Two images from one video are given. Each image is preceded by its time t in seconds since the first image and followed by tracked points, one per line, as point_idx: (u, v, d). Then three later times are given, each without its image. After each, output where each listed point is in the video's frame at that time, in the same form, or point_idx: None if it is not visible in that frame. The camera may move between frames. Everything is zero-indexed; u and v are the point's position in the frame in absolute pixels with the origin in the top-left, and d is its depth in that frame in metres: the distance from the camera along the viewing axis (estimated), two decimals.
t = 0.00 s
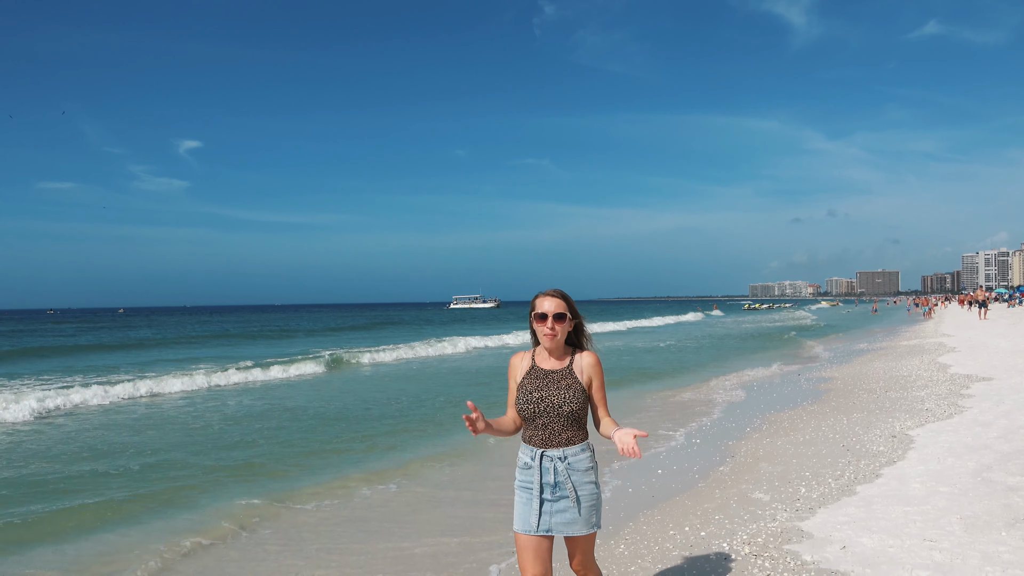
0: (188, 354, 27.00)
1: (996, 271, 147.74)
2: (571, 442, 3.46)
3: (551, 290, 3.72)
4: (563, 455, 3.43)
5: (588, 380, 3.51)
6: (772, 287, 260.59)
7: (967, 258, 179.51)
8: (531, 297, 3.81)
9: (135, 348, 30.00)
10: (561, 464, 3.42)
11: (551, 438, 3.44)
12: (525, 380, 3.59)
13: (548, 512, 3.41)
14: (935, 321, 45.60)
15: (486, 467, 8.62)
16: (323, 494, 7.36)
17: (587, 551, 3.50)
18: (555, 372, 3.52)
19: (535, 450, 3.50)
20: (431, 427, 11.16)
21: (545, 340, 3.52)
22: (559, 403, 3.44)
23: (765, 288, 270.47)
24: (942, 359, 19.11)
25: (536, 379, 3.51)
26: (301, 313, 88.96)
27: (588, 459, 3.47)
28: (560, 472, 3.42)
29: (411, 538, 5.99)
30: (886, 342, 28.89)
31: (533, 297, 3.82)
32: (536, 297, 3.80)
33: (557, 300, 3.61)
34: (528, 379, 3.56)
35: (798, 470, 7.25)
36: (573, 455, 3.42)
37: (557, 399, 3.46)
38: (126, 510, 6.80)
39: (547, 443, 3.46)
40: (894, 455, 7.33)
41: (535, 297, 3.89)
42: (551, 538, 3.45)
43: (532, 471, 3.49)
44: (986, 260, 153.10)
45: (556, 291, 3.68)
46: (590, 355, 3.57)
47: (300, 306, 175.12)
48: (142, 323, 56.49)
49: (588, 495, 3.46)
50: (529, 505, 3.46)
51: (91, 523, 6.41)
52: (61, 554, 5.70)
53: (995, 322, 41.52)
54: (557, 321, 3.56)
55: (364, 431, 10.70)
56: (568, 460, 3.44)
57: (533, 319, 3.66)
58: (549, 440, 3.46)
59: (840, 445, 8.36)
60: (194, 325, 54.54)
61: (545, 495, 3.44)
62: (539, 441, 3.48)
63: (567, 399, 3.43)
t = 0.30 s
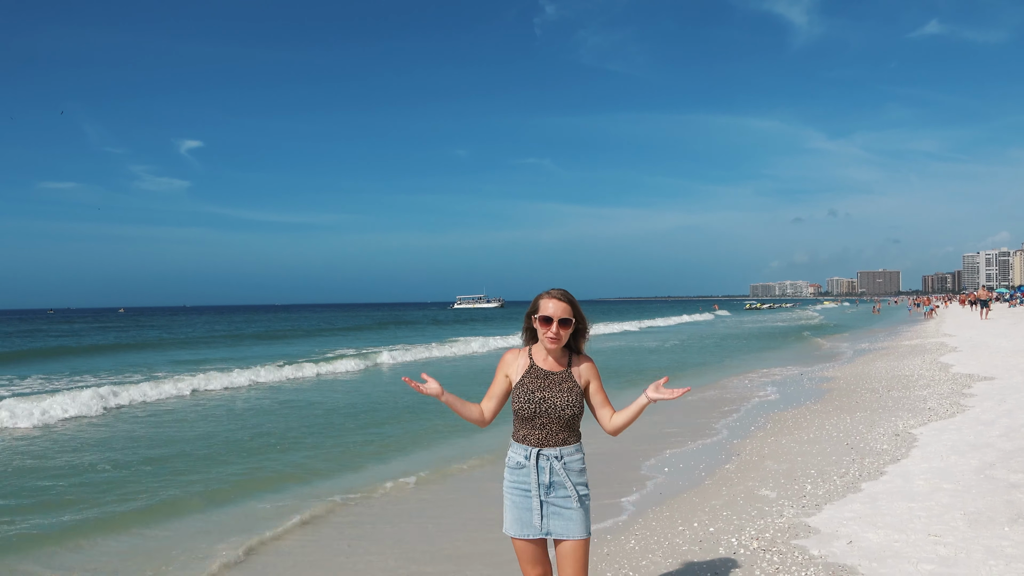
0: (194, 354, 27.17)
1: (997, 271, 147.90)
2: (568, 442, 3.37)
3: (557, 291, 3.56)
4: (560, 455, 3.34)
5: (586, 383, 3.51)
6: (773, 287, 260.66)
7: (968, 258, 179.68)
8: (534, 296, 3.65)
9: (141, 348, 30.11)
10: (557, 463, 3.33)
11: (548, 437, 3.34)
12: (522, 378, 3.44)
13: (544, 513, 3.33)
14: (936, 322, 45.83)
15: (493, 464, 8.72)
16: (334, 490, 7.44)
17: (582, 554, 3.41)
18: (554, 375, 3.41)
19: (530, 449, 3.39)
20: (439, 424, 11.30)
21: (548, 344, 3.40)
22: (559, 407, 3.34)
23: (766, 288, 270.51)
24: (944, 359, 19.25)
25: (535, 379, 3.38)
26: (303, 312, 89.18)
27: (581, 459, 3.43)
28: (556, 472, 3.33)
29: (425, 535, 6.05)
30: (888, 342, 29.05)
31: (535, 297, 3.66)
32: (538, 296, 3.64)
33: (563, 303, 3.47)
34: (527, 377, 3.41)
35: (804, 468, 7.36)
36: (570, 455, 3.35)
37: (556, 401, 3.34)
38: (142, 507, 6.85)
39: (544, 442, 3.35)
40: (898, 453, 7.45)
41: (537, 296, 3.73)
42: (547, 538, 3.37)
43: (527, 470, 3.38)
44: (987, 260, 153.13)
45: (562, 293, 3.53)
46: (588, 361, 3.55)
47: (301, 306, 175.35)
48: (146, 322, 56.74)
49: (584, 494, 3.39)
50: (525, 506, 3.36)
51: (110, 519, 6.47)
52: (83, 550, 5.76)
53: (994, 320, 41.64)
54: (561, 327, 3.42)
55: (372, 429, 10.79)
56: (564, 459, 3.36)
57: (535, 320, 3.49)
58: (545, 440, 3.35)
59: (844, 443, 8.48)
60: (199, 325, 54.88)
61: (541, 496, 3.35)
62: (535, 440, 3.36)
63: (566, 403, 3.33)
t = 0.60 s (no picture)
0: (199, 354, 27.32)
1: (998, 271, 147.97)
2: (564, 441, 3.29)
3: (558, 290, 3.55)
4: (554, 453, 3.28)
5: (583, 385, 3.32)
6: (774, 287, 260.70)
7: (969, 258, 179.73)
8: (536, 296, 3.66)
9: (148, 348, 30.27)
10: (552, 462, 3.28)
11: (543, 436, 3.31)
12: (522, 380, 3.46)
13: (539, 510, 3.28)
14: (937, 321, 46.00)
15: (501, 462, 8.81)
16: (345, 489, 7.52)
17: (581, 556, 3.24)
18: (551, 375, 3.35)
19: (529, 447, 3.39)
20: (446, 423, 11.42)
21: (546, 343, 3.38)
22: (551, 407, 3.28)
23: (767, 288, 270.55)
24: (946, 358, 19.37)
25: (531, 380, 3.37)
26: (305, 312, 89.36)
27: (582, 458, 3.29)
28: (550, 469, 3.27)
29: (435, 534, 6.13)
30: (890, 341, 29.20)
31: (538, 296, 3.67)
32: (541, 296, 3.65)
33: (562, 302, 3.45)
34: (525, 379, 3.42)
35: (809, 465, 7.47)
36: (565, 453, 3.27)
37: (550, 401, 3.29)
38: (155, 506, 6.95)
39: (538, 441, 3.33)
40: (902, 451, 7.55)
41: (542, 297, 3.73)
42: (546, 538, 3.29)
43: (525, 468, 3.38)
44: (988, 260, 153.23)
45: (562, 292, 3.51)
46: (590, 357, 3.36)
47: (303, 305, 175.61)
48: (150, 323, 56.95)
49: (582, 494, 3.25)
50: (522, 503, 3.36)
51: (123, 519, 6.58)
52: (101, 549, 5.85)
53: (994, 319, 41.79)
54: (560, 325, 3.40)
55: (380, 429, 10.88)
56: (560, 459, 3.28)
57: (535, 320, 3.51)
58: (541, 439, 3.32)
59: (848, 441, 8.58)
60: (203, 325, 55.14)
61: (537, 493, 3.31)
62: (531, 438, 3.36)
63: (559, 402, 3.26)
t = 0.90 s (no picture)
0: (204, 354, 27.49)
1: (999, 271, 147.92)
2: (566, 445, 3.34)
3: (557, 292, 3.60)
4: (557, 458, 3.33)
5: (583, 387, 3.29)
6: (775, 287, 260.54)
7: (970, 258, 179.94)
8: (537, 297, 3.70)
9: (154, 348, 30.37)
10: (555, 467, 3.34)
11: (544, 441, 3.37)
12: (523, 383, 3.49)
13: (543, 513, 3.37)
14: (939, 321, 46.04)
15: (507, 460, 8.92)
16: (355, 487, 7.62)
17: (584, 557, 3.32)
18: (551, 377, 3.36)
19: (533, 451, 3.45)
20: (451, 421, 11.53)
21: (546, 343, 3.41)
22: (552, 409, 3.30)
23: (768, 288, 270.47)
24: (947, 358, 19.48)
25: (531, 384, 3.40)
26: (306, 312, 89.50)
27: (584, 462, 3.33)
28: (553, 474, 3.33)
29: (443, 531, 6.26)
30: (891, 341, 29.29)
31: (538, 297, 3.71)
32: (541, 297, 3.69)
33: (561, 303, 3.51)
34: (526, 382, 3.45)
35: (812, 463, 7.58)
36: (567, 458, 3.31)
37: (549, 405, 3.31)
38: (167, 505, 7.08)
39: (542, 445, 3.38)
40: (904, 449, 7.67)
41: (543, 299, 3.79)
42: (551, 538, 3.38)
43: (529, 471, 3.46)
44: (989, 260, 153.18)
45: (561, 294, 3.56)
46: (590, 358, 3.33)
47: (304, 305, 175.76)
48: (153, 322, 57.07)
49: (585, 497, 3.31)
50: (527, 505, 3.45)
51: (136, 517, 6.71)
52: (116, 546, 5.97)
53: (996, 319, 41.81)
54: (561, 325, 3.44)
55: (386, 427, 10.99)
56: (563, 463, 3.34)
57: (536, 321, 3.56)
58: (543, 444, 3.38)
59: (850, 440, 8.70)
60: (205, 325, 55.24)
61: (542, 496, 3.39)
62: (534, 443, 3.42)
63: (558, 406, 3.27)
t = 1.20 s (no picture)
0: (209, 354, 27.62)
1: (1000, 270, 148.03)
2: (559, 444, 3.38)
3: (555, 287, 3.68)
4: (549, 457, 3.38)
5: (578, 383, 3.33)
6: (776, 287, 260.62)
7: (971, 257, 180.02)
8: (536, 292, 3.79)
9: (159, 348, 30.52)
10: (546, 466, 3.39)
11: (538, 440, 3.42)
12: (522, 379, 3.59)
13: (538, 512, 3.43)
14: (940, 321, 46.15)
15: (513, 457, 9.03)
16: (364, 484, 7.73)
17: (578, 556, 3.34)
18: (547, 373, 3.43)
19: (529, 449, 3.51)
20: (457, 419, 11.65)
21: (542, 338, 3.48)
22: (546, 406, 3.36)
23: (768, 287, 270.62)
24: (949, 357, 19.61)
25: (528, 380, 3.48)
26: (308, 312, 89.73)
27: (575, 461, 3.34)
28: (545, 473, 3.39)
29: (453, 527, 6.36)
30: (893, 340, 29.43)
31: (537, 292, 3.79)
32: (540, 292, 3.77)
33: (558, 298, 3.57)
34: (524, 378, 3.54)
35: (816, 460, 7.70)
36: (558, 457, 3.35)
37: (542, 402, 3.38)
38: (179, 502, 7.18)
39: (536, 444, 3.44)
40: (907, 446, 7.78)
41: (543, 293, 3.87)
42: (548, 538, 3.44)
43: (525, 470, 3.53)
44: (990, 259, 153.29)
45: (558, 288, 3.63)
46: (586, 355, 3.37)
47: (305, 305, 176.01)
48: (156, 323, 57.28)
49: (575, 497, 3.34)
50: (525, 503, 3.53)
51: (150, 514, 6.82)
52: (131, 542, 6.09)
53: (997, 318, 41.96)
54: (556, 319, 3.51)
55: (393, 426, 11.12)
56: (555, 462, 3.37)
57: (533, 315, 3.64)
58: (538, 442, 3.43)
59: (853, 437, 8.81)
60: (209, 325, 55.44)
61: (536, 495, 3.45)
62: (530, 441, 3.48)
63: (551, 403, 3.33)
